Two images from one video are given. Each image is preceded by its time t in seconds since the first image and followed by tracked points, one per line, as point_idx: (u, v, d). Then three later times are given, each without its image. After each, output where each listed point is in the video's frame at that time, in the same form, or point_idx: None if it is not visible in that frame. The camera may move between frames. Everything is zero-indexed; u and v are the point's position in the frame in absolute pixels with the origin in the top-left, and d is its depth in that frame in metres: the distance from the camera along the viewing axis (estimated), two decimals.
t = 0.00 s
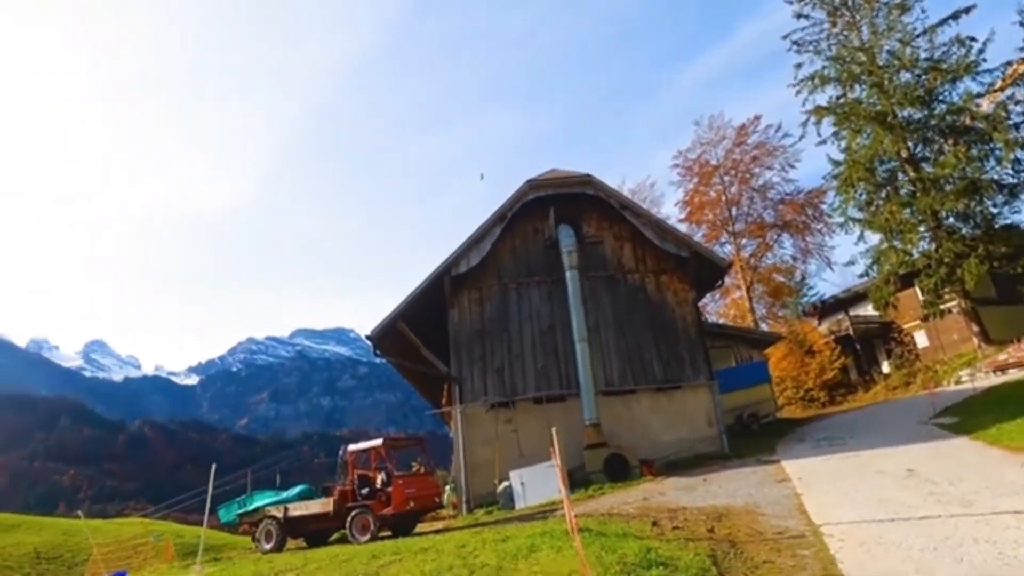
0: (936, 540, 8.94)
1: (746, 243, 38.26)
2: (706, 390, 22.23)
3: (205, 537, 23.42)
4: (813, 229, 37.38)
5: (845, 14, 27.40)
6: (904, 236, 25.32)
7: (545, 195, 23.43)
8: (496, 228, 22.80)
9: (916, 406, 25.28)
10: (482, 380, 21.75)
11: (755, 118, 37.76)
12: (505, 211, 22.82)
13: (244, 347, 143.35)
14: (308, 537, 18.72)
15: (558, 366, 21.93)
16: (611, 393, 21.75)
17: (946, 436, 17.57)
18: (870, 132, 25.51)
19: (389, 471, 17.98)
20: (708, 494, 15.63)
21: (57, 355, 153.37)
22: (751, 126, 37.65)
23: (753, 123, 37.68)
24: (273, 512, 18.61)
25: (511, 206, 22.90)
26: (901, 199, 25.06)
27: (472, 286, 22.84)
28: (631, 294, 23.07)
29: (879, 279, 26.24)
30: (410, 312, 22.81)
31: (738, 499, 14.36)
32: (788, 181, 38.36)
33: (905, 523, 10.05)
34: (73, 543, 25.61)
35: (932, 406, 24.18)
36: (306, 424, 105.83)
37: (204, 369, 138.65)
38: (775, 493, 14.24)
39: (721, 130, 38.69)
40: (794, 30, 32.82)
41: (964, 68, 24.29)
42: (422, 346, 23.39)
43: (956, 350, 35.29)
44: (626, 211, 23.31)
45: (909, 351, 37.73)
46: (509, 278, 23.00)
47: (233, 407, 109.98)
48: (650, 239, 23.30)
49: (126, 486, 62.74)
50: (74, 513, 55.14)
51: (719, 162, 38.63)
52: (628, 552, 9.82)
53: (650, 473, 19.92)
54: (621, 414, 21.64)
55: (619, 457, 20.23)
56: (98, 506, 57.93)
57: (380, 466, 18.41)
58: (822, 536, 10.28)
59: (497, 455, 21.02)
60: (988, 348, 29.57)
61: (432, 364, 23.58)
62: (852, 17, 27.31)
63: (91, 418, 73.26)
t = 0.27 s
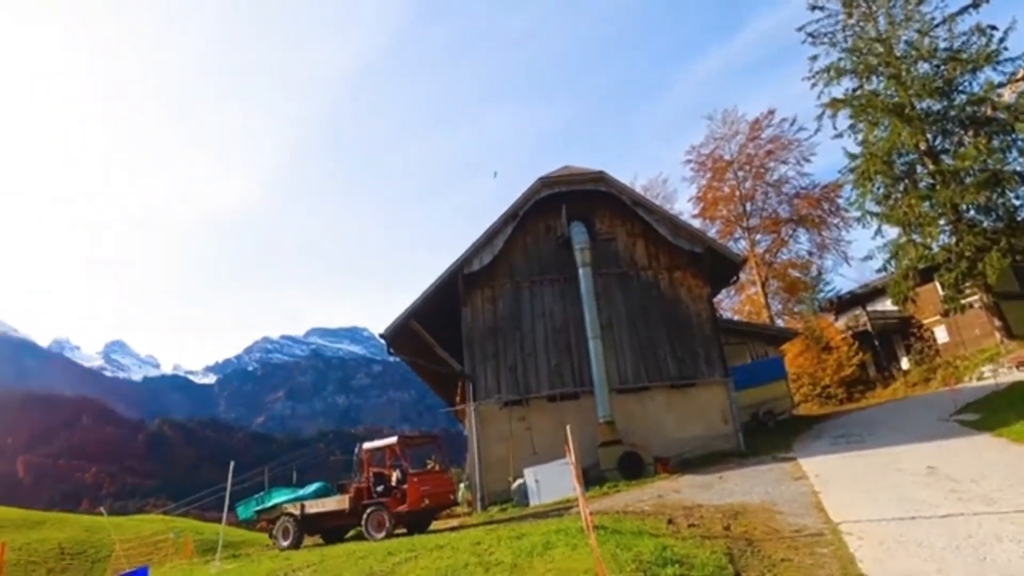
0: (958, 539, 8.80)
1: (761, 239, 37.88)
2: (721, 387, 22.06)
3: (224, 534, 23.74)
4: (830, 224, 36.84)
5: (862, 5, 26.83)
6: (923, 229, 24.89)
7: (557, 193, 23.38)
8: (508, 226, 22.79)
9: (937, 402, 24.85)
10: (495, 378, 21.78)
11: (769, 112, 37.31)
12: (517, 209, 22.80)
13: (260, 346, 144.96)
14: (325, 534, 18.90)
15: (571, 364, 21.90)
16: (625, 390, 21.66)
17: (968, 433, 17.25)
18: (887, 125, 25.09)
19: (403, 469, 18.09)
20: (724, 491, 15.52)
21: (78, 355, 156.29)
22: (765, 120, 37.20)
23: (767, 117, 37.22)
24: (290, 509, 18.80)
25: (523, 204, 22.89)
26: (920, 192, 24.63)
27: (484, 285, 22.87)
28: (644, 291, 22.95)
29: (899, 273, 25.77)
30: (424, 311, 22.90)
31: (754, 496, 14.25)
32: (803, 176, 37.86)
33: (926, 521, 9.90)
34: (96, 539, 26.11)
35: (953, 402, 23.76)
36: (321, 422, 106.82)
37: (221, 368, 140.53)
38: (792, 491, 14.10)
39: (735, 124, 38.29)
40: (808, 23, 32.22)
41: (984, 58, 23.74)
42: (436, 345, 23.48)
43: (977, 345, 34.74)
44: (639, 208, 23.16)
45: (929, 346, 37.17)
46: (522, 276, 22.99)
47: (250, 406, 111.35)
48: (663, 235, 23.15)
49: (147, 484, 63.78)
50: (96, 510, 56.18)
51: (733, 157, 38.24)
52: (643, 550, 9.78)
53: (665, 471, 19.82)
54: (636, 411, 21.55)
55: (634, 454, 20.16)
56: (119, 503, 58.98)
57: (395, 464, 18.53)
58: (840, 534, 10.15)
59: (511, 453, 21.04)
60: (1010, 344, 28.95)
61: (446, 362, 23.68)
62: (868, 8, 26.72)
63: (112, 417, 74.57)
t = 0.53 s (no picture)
0: (980, 538, 8.64)
1: (775, 234, 37.50)
2: (735, 384, 21.87)
3: (242, 531, 24.04)
4: (845, 218, 36.28)
5: None
6: (942, 223, 22.65)
7: (569, 191, 23.31)
8: (520, 223, 22.75)
9: (957, 399, 24.43)
10: (508, 377, 21.79)
11: (783, 106, 36.83)
12: (528, 207, 22.76)
13: (275, 345, 146.53)
14: (340, 532, 19.04)
15: (584, 362, 21.84)
16: (638, 387, 21.56)
17: (989, 431, 16.92)
18: (904, 117, 23.08)
19: (418, 467, 18.14)
20: (740, 489, 15.39)
21: (98, 355, 159.04)
22: (779, 114, 36.73)
23: (781, 111, 36.75)
24: (306, 507, 18.92)
25: (534, 202, 22.84)
26: (938, 184, 22.51)
27: (496, 283, 22.87)
28: (657, 288, 22.80)
29: (916, 269, 23.73)
30: (436, 309, 22.96)
31: (771, 494, 14.12)
32: (818, 170, 37.30)
33: (947, 520, 9.73)
34: (118, 536, 26.58)
35: (974, 399, 23.32)
36: (336, 421, 107.70)
37: (237, 367, 142.26)
38: (809, 489, 13.95)
39: (748, 119, 37.86)
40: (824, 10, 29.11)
41: (1007, 46, 21.70)
42: (449, 344, 23.55)
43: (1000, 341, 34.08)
44: (651, 204, 23.01)
45: (949, 343, 36.66)
46: (534, 274, 22.95)
47: (266, 404, 112.54)
48: (676, 232, 22.97)
49: (165, 482, 64.73)
50: (117, 508, 57.10)
51: (746, 152, 37.83)
52: (659, 548, 9.72)
53: (679, 469, 19.70)
54: (649, 409, 21.43)
55: (648, 452, 20.08)
56: (139, 500, 59.93)
57: (409, 462, 18.60)
58: (859, 533, 10.01)
59: (525, 451, 21.04)
60: None
61: (459, 360, 23.74)
62: None
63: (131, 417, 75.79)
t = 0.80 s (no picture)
0: (1002, 537, 8.48)
1: (789, 230, 37.09)
2: (750, 381, 21.66)
3: (258, 529, 24.32)
4: (861, 213, 35.76)
5: None
6: (961, 217, 22.05)
7: (580, 188, 23.23)
8: (531, 222, 22.72)
9: (977, 396, 24.02)
10: (520, 375, 21.79)
11: (797, 100, 36.39)
12: (539, 205, 22.73)
13: (289, 344, 147.84)
14: (355, 530, 19.18)
15: (596, 360, 21.77)
16: (651, 385, 21.45)
17: (1011, 428, 16.60)
18: (921, 109, 22.57)
19: (431, 465, 18.21)
20: (755, 488, 15.26)
21: (116, 355, 161.57)
22: (792, 109, 36.31)
23: (794, 106, 36.35)
24: (321, 505, 19.09)
25: (545, 200, 22.80)
26: (957, 177, 21.91)
27: (508, 282, 22.85)
28: (670, 286, 22.66)
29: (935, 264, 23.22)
30: (448, 308, 23.01)
31: (786, 493, 13.98)
32: (833, 164, 36.81)
33: (968, 519, 9.56)
34: (137, 533, 27.03)
35: (995, 396, 22.90)
36: (349, 419, 108.48)
37: (252, 367, 143.80)
38: (826, 487, 13.79)
39: (761, 114, 37.46)
40: None
41: None
42: (460, 342, 23.59)
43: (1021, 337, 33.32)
44: (663, 201, 22.86)
45: (968, 338, 36.04)
46: (545, 272, 22.91)
47: (280, 403, 113.62)
48: (688, 229, 22.81)
49: (183, 480, 65.60)
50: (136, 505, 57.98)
51: (759, 147, 37.43)
52: (673, 546, 9.65)
53: (693, 467, 19.57)
54: (662, 406, 21.32)
55: (661, 450, 19.98)
56: (158, 498, 60.82)
57: (422, 460, 18.69)
58: (877, 532, 9.87)
59: (537, 449, 21.03)
60: None
61: (471, 359, 23.78)
62: None
63: (149, 416, 76.91)
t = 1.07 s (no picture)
0: None
1: (803, 226, 36.72)
2: (764, 379, 21.47)
3: (273, 527, 24.55)
4: (877, 208, 35.26)
5: None
6: (980, 211, 21.60)
7: (590, 186, 23.15)
8: (541, 220, 22.70)
9: (998, 393, 23.55)
10: (532, 373, 21.77)
11: (810, 94, 35.92)
12: (550, 204, 22.69)
13: (302, 344, 149.04)
14: (369, 528, 19.28)
15: (608, 358, 21.68)
16: (664, 383, 21.32)
17: None
18: (938, 102, 22.14)
19: (443, 464, 18.28)
20: (770, 486, 15.11)
21: (133, 355, 163.98)
22: (805, 103, 35.88)
23: (808, 100, 35.90)
24: (335, 503, 19.22)
25: (555, 199, 22.76)
26: (975, 171, 21.48)
27: (519, 281, 22.83)
28: (682, 283, 22.51)
29: (953, 259, 22.95)
30: (459, 307, 23.05)
31: (802, 491, 13.82)
32: (847, 159, 36.32)
33: (989, 518, 9.38)
34: (155, 530, 27.41)
35: (1016, 393, 22.46)
36: (362, 418, 109.16)
37: (266, 366, 145.19)
38: (842, 486, 13.61)
39: (774, 109, 37.07)
40: None
41: None
42: (472, 341, 23.63)
43: None
44: (674, 198, 22.72)
45: (988, 334, 35.14)
46: (556, 271, 22.87)
47: (294, 402, 114.61)
48: (700, 226, 22.66)
49: (199, 478, 66.42)
50: (153, 503, 58.79)
51: (772, 143, 37.04)
52: (687, 545, 9.63)
53: (706, 465, 19.43)
54: (675, 405, 21.20)
55: (674, 448, 19.87)
56: (175, 495, 61.65)
57: (435, 458, 18.75)
58: (895, 531, 9.74)
59: (550, 447, 21.00)
60: None
61: (483, 357, 23.80)
62: None
63: (166, 415, 77.95)
